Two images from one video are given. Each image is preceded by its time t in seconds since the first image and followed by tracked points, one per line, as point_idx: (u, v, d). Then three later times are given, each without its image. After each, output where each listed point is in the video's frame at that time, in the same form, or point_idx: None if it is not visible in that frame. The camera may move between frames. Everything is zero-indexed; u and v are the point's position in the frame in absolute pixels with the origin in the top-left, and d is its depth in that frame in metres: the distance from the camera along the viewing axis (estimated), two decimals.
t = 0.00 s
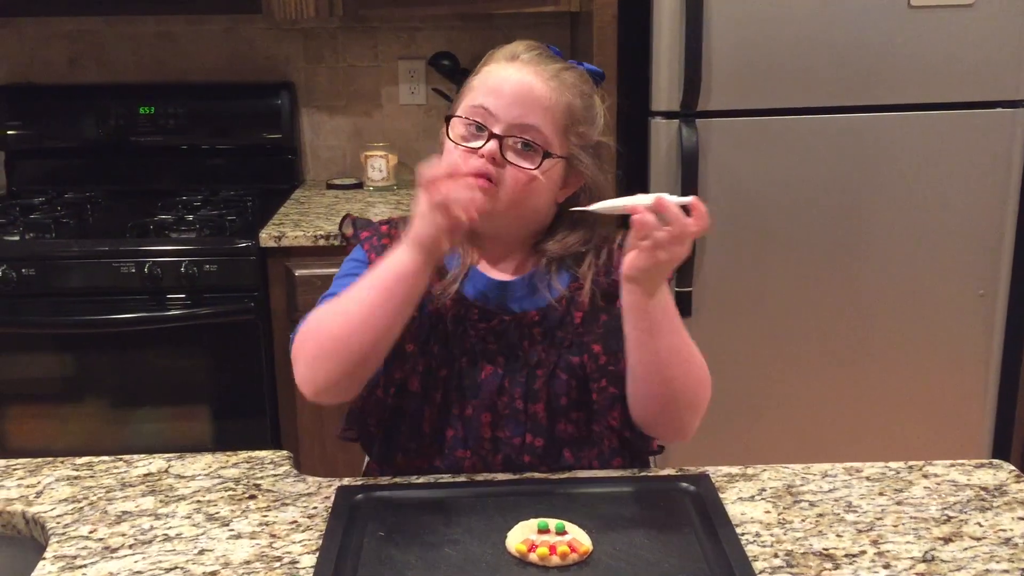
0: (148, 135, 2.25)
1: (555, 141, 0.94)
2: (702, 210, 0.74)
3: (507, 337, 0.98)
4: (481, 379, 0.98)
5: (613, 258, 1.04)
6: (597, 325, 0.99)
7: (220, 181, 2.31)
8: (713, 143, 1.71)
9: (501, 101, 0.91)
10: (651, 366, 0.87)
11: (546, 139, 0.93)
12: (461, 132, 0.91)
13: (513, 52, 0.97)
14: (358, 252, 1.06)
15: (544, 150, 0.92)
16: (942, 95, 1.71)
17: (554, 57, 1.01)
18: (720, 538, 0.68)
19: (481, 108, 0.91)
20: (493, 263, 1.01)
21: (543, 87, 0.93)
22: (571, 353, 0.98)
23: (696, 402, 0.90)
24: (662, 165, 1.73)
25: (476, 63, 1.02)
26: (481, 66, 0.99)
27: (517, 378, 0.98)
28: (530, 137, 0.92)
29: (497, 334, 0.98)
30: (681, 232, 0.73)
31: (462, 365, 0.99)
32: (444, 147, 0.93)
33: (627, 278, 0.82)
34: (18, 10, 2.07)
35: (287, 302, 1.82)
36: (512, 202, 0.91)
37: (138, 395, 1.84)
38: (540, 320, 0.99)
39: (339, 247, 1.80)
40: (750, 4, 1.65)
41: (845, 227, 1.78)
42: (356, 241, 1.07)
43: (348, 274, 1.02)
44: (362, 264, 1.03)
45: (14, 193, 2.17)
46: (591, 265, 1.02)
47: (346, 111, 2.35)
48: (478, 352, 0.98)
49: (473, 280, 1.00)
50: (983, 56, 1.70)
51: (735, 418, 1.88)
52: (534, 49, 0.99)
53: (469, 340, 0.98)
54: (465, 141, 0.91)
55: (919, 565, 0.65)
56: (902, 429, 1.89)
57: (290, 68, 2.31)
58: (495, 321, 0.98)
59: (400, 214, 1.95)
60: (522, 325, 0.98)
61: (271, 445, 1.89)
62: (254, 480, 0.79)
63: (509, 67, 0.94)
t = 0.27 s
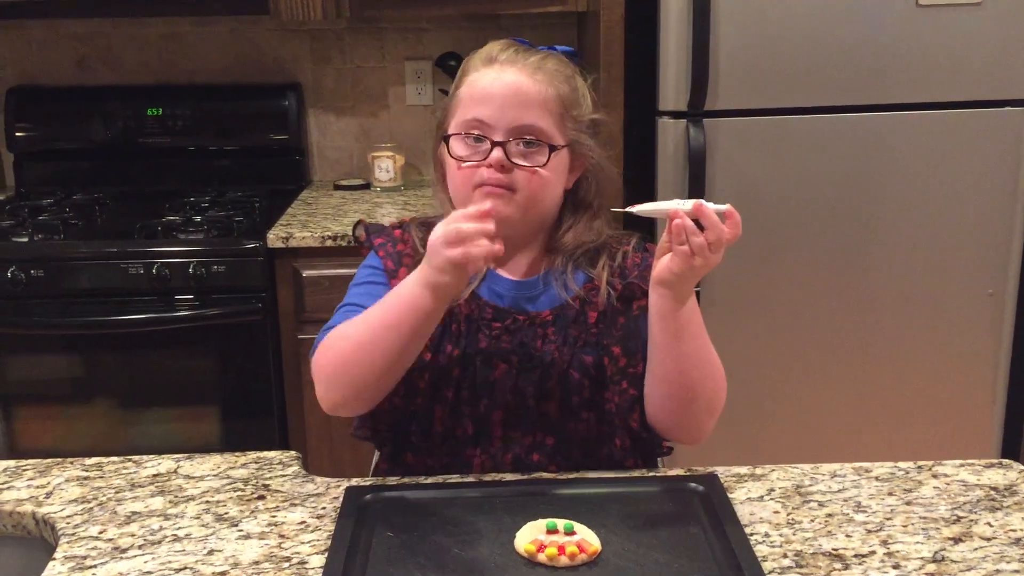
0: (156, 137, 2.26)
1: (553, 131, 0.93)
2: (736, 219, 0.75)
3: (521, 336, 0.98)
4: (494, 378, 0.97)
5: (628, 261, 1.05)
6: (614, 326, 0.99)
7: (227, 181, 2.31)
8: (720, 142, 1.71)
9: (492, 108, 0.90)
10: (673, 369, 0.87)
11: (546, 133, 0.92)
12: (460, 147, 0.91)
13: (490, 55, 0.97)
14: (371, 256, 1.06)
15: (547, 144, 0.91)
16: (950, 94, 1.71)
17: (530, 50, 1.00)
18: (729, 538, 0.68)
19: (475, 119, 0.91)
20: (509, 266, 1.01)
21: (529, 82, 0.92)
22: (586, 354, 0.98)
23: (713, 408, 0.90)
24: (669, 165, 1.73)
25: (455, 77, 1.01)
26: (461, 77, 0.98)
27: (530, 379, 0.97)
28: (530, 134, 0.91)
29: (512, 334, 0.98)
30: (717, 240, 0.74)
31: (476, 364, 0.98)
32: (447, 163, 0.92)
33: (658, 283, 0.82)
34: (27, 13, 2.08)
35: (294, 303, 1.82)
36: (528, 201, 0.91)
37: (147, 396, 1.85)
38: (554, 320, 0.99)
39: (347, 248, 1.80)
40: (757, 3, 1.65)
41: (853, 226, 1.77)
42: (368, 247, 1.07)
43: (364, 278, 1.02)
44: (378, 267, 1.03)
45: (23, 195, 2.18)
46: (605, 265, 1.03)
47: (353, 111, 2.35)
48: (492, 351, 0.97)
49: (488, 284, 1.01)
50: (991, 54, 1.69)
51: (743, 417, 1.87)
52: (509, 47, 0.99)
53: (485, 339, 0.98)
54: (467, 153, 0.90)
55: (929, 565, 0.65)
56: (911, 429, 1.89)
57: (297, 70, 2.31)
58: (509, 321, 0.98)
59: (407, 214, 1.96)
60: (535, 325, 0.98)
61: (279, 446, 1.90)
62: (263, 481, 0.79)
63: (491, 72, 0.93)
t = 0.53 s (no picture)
0: (163, 139, 2.27)
1: (561, 131, 0.93)
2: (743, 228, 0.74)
3: (525, 336, 0.98)
4: (497, 377, 0.98)
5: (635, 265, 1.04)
6: (622, 332, 0.98)
7: (234, 183, 2.32)
8: (727, 143, 1.71)
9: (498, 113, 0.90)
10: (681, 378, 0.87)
11: (554, 134, 0.92)
12: (468, 152, 0.90)
13: (490, 56, 0.96)
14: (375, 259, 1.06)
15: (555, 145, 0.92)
16: (958, 95, 1.70)
17: (529, 47, 0.99)
18: (737, 540, 0.68)
19: (481, 124, 0.90)
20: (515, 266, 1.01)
21: (534, 84, 0.92)
22: (589, 354, 0.98)
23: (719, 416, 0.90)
24: (676, 166, 1.73)
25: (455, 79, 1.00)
26: (462, 79, 0.97)
27: (534, 377, 0.98)
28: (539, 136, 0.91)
29: (515, 334, 0.98)
30: (724, 250, 0.74)
31: (480, 364, 0.99)
32: (455, 168, 0.92)
33: (662, 293, 0.83)
34: (35, 16, 2.09)
35: (301, 304, 1.83)
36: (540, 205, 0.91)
37: (154, 397, 1.86)
38: (557, 321, 0.99)
39: (353, 250, 1.81)
40: (763, 5, 1.65)
41: (861, 227, 1.77)
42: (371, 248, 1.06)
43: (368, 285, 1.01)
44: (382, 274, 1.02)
45: (31, 197, 2.19)
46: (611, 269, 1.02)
47: (359, 113, 2.35)
48: (495, 351, 0.99)
49: (493, 281, 1.00)
50: (999, 54, 1.69)
51: (750, 418, 1.87)
52: (508, 47, 0.98)
53: (490, 340, 0.99)
54: (476, 159, 0.90)
55: (937, 567, 0.65)
56: (919, 430, 1.88)
57: (304, 72, 2.32)
58: (513, 321, 0.99)
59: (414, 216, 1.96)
60: (540, 326, 0.99)
61: (286, 447, 1.90)
62: (271, 482, 0.80)
63: (494, 74, 0.92)
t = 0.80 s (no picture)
0: (164, 141, 2.27)
1: (568, 139, 0.91)
2: (737, 216, 0.75)
3: (528, 339, 0.98)
4: (503, 379, 0.97)
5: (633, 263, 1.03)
6: (623, 332, 0.98)
7: (234, 186, 2.32)
8: (727, 145, 1.71)
9: (507, 128, 0.87)
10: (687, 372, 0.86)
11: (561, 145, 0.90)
12: (476, 167, 0.89)
13: (494, 63, 0.92)
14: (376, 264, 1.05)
15: (563, 158, 0.90)
16: (959, 96, 1.70)
17: (531, 50, 0.96)
18: (738, 543, 0.68)
19: (489, 137, 0.88)
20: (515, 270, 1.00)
21: (541, 95, 0.89)
22: (591, 356, 0.98)
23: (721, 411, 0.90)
24: (676, 168, 1.73)
25: (454, 82, 0.96)
26: (463, 84, 0.94)
27: (538, 379, 0.97)
28: (548, 149, 0.89)
29: (519, 337, 0.98)
30: (721, 237, 0.74)
31: (483, 367, 0.98)
32: (462, 180, 0.91)
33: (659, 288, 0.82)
34: (36, 19, 2.09)
35: (302, 307, 1.83)
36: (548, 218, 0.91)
37: (155, 400, 1.85)
38: (561, 323, 0.99)
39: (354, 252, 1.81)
40: (764, 7, 1.65)
41: (862, 229, 1.77)
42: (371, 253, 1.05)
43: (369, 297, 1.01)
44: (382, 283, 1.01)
45: (32, 200, 2.19)
46: (610, 268, 1.02)
47: (360, 116, 2.36)
48: (499, 353, 0.98)
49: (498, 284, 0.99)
50: (999, 56, 1.69)
51: (751, 421, 1.87)
52: (510, 51, 0.94)
53: (492, 341, 0.98)
54: (484, 174, 0.89)
55: (939, 569, 0.64)
56: (920, 432, 1.88)
57: (305, 74, 2.32)
58: (516, 323, 0.98)
59: (414, 218, 1.96)
60: (543, 328, 0.99)
61: (286, 450, 1.90)
62: (271, 485, 0.80)
63: (500, 85, 0.89)
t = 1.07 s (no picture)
0: (161, 143, 2.27)
1: (551, 149, 0.90)
2: (680, 265, 0.74)
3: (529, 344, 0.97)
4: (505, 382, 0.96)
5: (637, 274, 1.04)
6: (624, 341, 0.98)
7: (232, 188, 2.32)
8: (725, 147, 1.71)
9: (487, 168, 0.87)
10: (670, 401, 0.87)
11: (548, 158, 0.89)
12: (473, 210, 0.90)
13: (452, 97, 0.91)
14: (377, 268, 1.03)
15: (551, 172, 0.89)
16: (955, 98, 1.71)
17: (482, 66, 0.93)
18: (736, 544, 0.68)
19: (475, 179, 0.88)
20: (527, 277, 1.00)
21: (508, 120, 0.87)
22: (595, 363, 0.97)
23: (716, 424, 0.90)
24: (674, 170, 1.73)
25: (423, 124, 0.95)
26: (434, 126, 0.93)
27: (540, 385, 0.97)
28: (535, 169, 0.89)
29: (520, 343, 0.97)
30: (665, 292, 0.74)
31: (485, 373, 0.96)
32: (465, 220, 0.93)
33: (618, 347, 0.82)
34: (33, 20, 2.09)
35: (300, 308, 1.83)
36: (555, 226, 0.92)
37: (152, 402, 1.85)
38: (563, 330, 0.98)
39: (351, 254, 1.81)
40: (761, 9, 1.65)
41: (859, 231, 1.77)
42: (374, 257, 1.04)
43: (371, 298, 1.00)
44: (385, 286, 1.00)
45: (29, 202, 2.19)
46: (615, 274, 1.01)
47: (357, 117, 2.36)
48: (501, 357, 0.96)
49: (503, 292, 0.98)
50: (995, 58, 1.69)
51: (749, 422, 1.87)
52: (467, 75, 0.92)
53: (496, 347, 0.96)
54: (483, 213, 0.90)
55: (936, 571, 0.65)
56: (917, 434, 1.88)
57: (302, 76, 2.32)
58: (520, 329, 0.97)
59: (412, 220, 1.96)
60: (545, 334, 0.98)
61: (284, 452, 1.90)
62: (269, 487, 0.79)
63: (466, 124, 0.88)
